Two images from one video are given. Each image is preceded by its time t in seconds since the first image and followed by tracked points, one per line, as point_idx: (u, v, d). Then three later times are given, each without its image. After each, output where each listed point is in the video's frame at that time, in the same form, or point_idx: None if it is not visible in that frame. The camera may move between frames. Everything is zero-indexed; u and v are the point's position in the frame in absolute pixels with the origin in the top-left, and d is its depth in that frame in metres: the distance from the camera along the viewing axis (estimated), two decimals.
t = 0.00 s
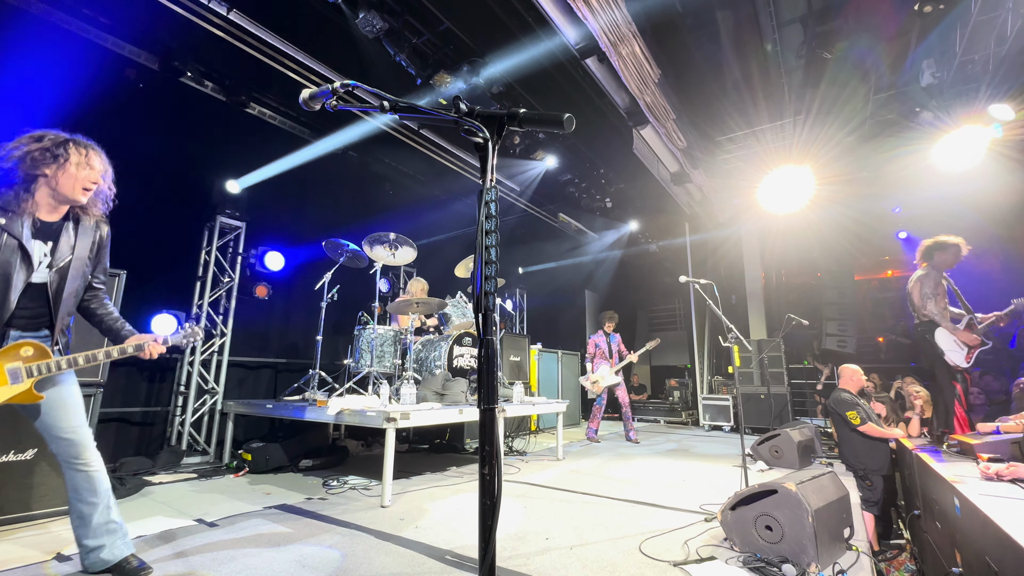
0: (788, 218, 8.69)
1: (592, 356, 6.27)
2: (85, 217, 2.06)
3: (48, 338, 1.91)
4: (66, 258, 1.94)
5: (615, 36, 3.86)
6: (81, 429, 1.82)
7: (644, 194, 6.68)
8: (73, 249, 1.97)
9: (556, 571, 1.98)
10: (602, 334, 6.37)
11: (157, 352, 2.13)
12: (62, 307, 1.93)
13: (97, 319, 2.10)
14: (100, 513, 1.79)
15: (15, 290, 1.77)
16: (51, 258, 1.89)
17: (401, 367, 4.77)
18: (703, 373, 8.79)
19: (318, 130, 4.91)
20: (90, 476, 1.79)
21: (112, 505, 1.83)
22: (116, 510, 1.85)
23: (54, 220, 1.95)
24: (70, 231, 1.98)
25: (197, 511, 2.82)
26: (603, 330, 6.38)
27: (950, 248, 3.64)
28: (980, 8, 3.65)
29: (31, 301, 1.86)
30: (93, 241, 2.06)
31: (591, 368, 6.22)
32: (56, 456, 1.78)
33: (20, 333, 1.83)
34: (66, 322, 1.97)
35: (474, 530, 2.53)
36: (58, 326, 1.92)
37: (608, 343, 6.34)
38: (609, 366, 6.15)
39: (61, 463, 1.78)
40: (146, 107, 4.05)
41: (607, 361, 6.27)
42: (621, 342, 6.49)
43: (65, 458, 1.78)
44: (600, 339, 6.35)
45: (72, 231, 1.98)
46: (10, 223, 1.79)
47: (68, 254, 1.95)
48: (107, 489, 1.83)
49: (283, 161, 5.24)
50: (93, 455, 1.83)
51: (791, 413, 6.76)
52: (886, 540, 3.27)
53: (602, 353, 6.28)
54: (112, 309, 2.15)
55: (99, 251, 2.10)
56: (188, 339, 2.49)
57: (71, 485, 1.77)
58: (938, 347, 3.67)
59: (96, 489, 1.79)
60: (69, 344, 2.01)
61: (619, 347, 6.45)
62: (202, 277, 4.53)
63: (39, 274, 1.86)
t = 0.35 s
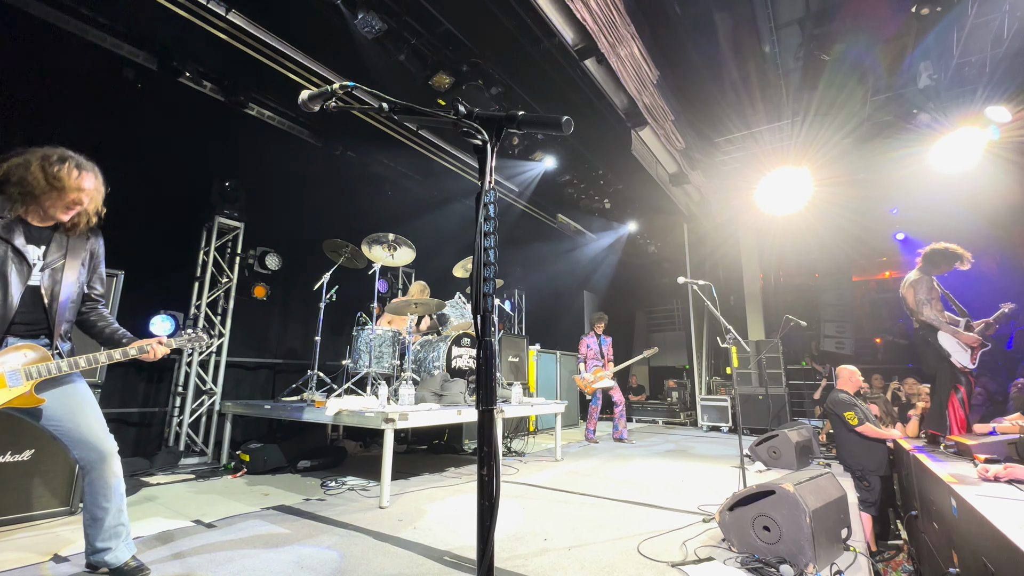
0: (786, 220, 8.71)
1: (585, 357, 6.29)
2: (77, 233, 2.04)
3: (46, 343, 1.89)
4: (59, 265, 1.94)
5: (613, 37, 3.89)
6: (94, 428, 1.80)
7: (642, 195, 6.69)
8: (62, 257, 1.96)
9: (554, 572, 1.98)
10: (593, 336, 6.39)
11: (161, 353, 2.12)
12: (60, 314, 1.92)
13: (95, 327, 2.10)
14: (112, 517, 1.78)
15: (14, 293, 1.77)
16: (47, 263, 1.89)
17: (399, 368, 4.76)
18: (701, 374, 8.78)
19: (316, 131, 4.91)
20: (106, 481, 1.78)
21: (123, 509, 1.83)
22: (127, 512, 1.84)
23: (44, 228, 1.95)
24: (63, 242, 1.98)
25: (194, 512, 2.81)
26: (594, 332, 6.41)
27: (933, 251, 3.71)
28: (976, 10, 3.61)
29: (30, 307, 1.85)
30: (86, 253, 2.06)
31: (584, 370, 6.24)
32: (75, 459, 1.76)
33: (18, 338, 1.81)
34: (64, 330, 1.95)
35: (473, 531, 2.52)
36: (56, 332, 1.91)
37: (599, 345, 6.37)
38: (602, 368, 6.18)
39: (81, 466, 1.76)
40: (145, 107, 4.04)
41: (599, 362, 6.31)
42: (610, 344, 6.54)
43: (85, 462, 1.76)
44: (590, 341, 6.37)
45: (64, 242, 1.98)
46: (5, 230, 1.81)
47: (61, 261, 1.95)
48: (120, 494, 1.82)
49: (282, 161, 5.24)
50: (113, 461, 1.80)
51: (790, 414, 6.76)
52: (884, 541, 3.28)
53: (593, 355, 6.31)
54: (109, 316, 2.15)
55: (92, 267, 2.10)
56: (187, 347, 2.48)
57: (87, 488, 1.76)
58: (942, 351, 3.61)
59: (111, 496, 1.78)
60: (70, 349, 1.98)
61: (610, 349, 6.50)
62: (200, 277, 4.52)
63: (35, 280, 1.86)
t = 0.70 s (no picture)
0: (788, 221, 8.70)
1: (585, 358, 6.29)
2: (100, 225, 2.04)
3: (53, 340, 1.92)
4: (77, 258, 1.94)
5: (614, 39, 3.90)
6: (82, 428, 1.83)
7: (643, 196, 6.69)
8: (85, 253, 1.97)
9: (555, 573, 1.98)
10: (592, 338, 6.39)
11: (162, 358, 2.12)
12: (70, 311, 1.93)
13: (105, 323, 2.11)
14: (104, 514, 1.79)
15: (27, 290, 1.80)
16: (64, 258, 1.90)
17: (400, 369, 4.77)
18: (703, 375, 8.77)
19: (318, 132, 4.93)
20: (95, 478, 1.79)
21: (115, 507, 1.84)
22: (118, 511, 1.85)
23: (68, 223, 1.95)
24: (86, 235, 1.98)
25: (197, 513, 2.82)
26: (593, 334, 6.41)
27: (927, 251, 3.77)
28: (978, 12, 3.61)
29: (42, 303, 1.87)
30: (105, 246, 2.06)
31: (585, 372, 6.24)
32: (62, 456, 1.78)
33: (27, 335, 1.85)
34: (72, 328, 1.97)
35: (474, 532, 2.53)
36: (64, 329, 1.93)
37: (598, 346, 6.37)
38: (603, 368, 6.18)
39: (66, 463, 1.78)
40: (147, 108, 4.05)
41: (599, 363, 6.30)
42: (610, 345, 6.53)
43: (71, 459, 1.78)
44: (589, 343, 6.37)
45: (85, 235, 1.98)
46: (28, 226, 1.82)
47: (80, 255, 1.95)
48: (110, 491, 1.83)
49: (285, 162, 5.25)
50: (98, 458, 1.83)
51: (791, 415, 6.76)
52: (887, 543, 3.27)
53: (592, 356, 6.31)
54: (119, 314, 2.16)
55: (110, 258, 2.10)
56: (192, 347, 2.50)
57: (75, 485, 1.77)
58: (944, 352, 3.60)
59: (100, 491, 1.79)
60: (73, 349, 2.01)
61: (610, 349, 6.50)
62: (202, 278, 4.54)
63: (51, 276, 1.87)
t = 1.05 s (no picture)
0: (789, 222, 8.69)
1: (585, 361, 6.30)
2: (86, 227, 2.06)
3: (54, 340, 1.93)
4: (69, 260, 1.95)
5: (614, 39, 3.92)
6: (97, 430, 1.81)
7: (643, 196, 6.69)
8: (75, 255, 1.97)
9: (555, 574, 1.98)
10: (591, 339, 6.40)
11: (167, 350, 2.14)
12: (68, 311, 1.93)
13: (100, 323, 2.11)
14: (113, 517, 1.78)
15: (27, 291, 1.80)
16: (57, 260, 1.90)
17: (401, 369, 4.77)
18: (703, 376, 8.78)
19: (319, 133, 4.93)
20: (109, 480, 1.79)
21: (124, 508, 1.83)
22: (128, 513, 1.84)
23: (59, 224, 1.96)
24: (74, 237, 2.00)
25: (197, 513, 2.82)
26: (591, 336, 6.41)
27: (930, 251, 3.77)
28: (978, 11, 3.60)
29: (40, 304, 1.88)
30: (95, 248, 2.07)
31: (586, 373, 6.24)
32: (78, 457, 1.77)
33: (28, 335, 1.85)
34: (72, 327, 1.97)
35: (475, 533, 2.53)
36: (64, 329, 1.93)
37: (597, 347, 6.37)
38: (604, 368, 6.18)
39: (83, 464, 1.77)
40: (148, 109, 4.06)
41: (599, 364, 6.31)
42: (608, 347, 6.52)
43: (88, 460, 1.77)
44: (588, 345, 6.38)
45: (73, 238, 1.99)
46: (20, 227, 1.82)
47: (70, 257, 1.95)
48: (122, 493, 1.83)
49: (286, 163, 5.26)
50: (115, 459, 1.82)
51: (792, 416, 6.76)
52: (887, 543, 3.27)
53: (592, 358, 6.31)
54: (115, 314, 2.16)
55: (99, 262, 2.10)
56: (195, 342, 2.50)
57: (89, 487, 1.77)
58: (945, 351, 3.60)
59: (112, 494, 1.79)
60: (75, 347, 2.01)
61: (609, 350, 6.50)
62: (203, 279, 4.54)
63: (46, 278, 1.87)
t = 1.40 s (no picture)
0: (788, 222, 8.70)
1: (585, 361, 6.30)
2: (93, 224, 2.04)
3: (56, 341, 1.92)
4: (76, 261, 1.95)
5: (614, 41, 3.95)
6: (86, 430, 1.83)
7: (643, 197, 6.70)
8: (83, 255, 1.97)
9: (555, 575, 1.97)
10: (591, 340, 6.40)
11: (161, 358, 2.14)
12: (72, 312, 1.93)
13: (101, 324, 2.11)
14: (105, 514, 1.78)
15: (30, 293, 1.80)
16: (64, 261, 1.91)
17: (401, 370, 4.77)
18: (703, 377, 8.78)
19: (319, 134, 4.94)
20: (97, 478, 1.79)
21: (117, 507, 1.83)
22: (120, 511, 1.84)
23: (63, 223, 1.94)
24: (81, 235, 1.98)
25: (197, 514, 2.81)
26: (591, 337, 6.41)
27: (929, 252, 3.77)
28: (978, 11, 3.61)
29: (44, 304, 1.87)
30: (102, 249, 2.07)
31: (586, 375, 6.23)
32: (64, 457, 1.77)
33: (31, 335, 1.85)
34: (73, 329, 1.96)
35: (475, 534, 2.52)
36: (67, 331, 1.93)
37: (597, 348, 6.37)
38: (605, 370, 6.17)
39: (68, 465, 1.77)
40: (149, 110, 4.07)
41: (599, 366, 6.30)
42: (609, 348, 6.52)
43: (73, 459, 1.77)
44: (587, 346, 6.38)
45: (82, 236, 1.98)
46: (26, 227, 1.83)
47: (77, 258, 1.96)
48: (112, 492, 1.83)
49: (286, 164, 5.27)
50: (99, 457, 1.83)
51: (792, 417, 6.76)
52: (888, 545, 3.27)
53: (592, 360, 6.29)
54: (116, 315, 2.16)
55: (105, 261, 2.10)
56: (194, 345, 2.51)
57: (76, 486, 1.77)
58: (942, 350, 3.62)
59: (102, 492, 1.79)
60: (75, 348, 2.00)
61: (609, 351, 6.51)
62: (203, 280, 4.55)
63: (51, 278, 1.87)
